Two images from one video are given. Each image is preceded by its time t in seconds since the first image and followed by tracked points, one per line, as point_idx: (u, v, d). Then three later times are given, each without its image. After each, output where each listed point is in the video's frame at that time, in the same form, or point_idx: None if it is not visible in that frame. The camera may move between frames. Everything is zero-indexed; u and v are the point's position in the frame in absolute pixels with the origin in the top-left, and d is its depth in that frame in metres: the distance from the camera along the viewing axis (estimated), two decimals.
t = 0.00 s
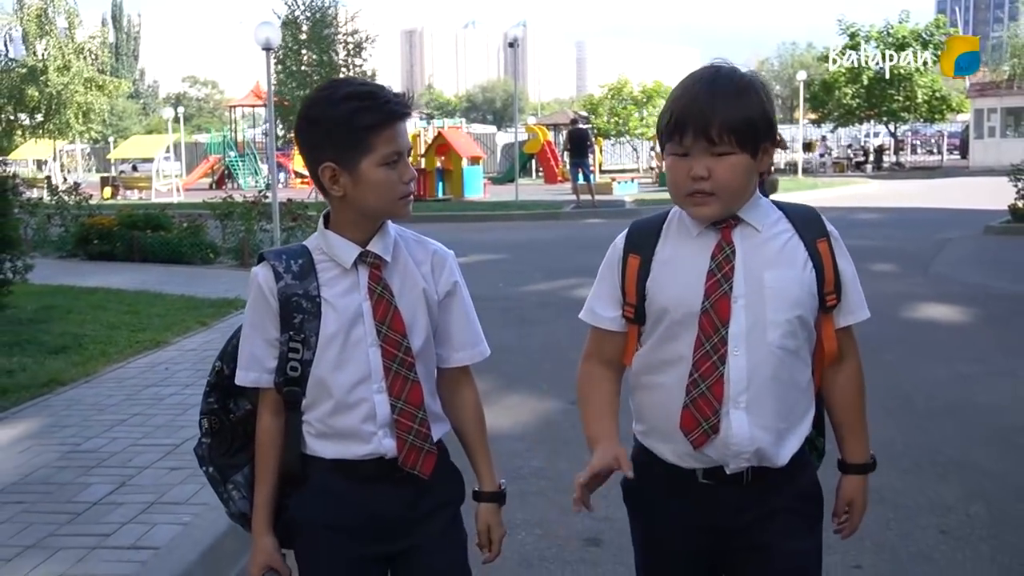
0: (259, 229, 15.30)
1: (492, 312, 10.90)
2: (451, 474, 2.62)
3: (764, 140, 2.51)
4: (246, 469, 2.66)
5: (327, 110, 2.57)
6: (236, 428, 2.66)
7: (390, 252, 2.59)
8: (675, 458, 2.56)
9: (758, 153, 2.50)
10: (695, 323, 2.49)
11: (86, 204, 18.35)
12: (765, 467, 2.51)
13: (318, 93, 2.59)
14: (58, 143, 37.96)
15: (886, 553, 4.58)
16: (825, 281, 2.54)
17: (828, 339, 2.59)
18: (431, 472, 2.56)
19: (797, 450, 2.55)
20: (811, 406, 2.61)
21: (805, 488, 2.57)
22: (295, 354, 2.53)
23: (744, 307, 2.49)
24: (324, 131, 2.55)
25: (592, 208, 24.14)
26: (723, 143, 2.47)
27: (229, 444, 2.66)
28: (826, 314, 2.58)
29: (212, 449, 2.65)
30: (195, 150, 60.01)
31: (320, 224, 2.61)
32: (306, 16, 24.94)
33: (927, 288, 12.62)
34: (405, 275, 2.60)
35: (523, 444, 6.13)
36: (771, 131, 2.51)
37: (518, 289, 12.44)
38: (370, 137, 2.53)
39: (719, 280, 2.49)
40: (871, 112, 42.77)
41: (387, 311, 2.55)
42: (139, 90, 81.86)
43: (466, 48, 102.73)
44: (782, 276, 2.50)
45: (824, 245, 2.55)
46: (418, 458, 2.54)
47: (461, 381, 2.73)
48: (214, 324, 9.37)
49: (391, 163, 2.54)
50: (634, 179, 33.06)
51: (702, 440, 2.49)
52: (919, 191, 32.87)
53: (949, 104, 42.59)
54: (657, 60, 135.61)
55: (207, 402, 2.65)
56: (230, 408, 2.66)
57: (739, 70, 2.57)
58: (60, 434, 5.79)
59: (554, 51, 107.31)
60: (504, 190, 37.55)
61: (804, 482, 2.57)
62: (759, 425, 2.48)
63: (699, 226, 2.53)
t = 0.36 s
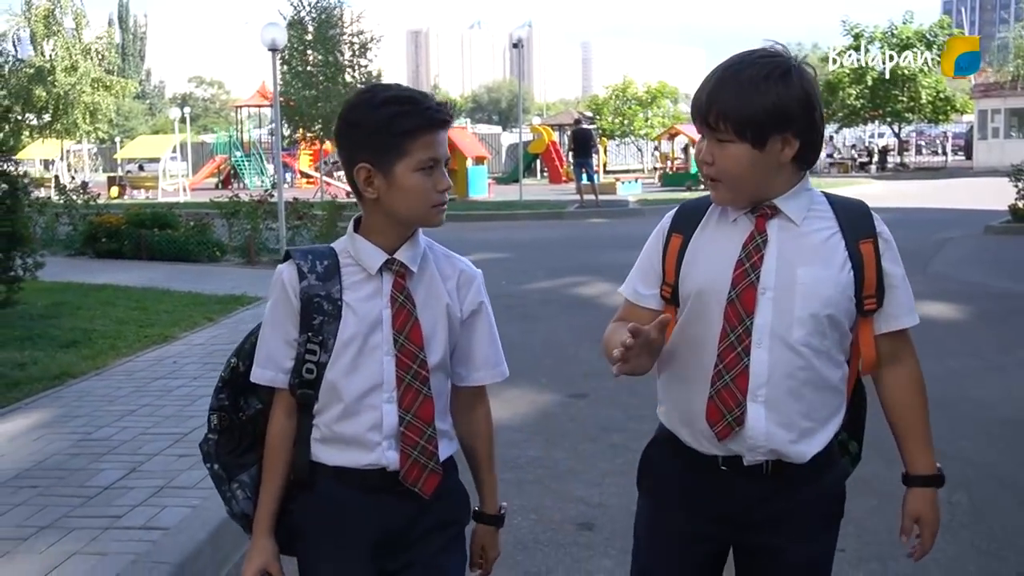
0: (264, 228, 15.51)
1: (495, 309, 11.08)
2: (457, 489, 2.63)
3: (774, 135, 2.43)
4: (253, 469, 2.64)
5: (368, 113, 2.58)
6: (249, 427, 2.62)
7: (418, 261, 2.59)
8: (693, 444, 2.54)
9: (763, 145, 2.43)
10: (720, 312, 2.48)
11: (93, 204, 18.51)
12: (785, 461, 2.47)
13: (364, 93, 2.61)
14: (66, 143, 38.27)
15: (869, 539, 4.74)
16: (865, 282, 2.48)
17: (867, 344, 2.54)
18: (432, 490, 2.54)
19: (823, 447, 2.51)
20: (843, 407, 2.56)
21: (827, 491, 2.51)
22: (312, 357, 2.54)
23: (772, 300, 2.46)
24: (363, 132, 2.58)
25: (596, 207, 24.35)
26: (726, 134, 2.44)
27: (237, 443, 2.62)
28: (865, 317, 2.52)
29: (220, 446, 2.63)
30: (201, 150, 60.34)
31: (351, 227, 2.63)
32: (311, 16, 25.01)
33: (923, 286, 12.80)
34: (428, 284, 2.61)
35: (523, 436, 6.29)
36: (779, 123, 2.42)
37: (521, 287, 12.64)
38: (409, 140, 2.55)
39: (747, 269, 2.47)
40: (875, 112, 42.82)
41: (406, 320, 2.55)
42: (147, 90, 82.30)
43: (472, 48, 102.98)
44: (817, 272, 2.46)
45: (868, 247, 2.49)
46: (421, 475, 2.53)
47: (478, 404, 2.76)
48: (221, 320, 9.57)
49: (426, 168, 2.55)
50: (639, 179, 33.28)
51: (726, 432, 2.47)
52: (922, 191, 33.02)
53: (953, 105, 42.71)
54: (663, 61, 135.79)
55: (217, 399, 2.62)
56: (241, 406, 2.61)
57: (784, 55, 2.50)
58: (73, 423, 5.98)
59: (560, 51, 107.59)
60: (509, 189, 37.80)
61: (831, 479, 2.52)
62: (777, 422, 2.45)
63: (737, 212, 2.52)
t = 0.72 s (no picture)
0: (270, 228, 15.67)
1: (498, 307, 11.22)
2: (465, 484, 2.61)
3: (759, 141, 2.44)
4: (268, 450, 2.66)
5: (411, 101, 2.55)
6: (269, 408, 2.64)
7: (449, 256, 2.56)
8: (673, 450, 2.57)
9: (746, 152, 2.45)
10: (699, 321, 2.51)
11: (100, 204, 18.65)
12: (766, 469, 2.50)
13: (411, 82, 2.59)
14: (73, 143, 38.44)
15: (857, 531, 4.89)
16: (846, 291, 2.48)
17: (848, 353, 2.54)
18: (437, 488, 2.51)
19: (804, 453, 2.53)
20: (823, 414, 2.58)
21: (808, 496, 2.55)
22: (334, 338, 2.53)
23: (748, 308, 2.48)
24: (402, 120, 2.55)
25: (600, 208, 24.49)
26: (708, 140, 2.47)
27: (259, 419, 2.65)
28: (846, 326, 2.52)
29: (243, 424, 2.65)
30: (207, 150, 60.52)
31: (386, 213, 2.61)
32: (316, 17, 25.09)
33: (920, 286, 12.95)
34: (457, 280, 2.57)
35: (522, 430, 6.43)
36: (763, 125, 2.43)
37: (524, 286, 12.77)
38: (445, 133, 2.50)
39: (724, 278, 2.50)
40: (880, 113, 42.79)
41: (429, 311, 2.52)
42: (153, 90, 82.50)
43: (477, 48, 103.08)
44: (794, 282, 2.47)
45: (848, 255, 2.49)
46: (426, 471, 2.50)
47: (509, 409, 2.60)
48: (227, 317, 9.72)
49: (456, 165, 2.50)
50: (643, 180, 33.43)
51: (703, 440, 2.49)
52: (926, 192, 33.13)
53: (957, 106, 42.79)
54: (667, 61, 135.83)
55: (246, 377, 2.65)
56: (269, 387, 2.64)
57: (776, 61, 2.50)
58: (83, 416, 6.13)
59: (565, 52, 107.75)
60: (514, 190, 37.96)
61: (813, 486, 2.56)
62: (753, 429, 2.47)
63: (720, 217, 2.55)
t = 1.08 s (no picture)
0: (277, 228, 15.82)
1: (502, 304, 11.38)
2: (477, 484, 2.63)
3: (711, 123, 2.45)
4: (281, 454, 2.69)
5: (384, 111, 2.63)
6: (281, 413, 2.66)
7: (453, 257, 2.60)
8: (650, 463, 2.48)
9: (704, 136, 2.44)
10: (665, 320, 2.43)
11: (107, 204, 18.85)
12: (743, 469, 2.43)
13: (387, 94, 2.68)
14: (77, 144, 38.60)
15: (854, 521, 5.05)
16: (803, 271, 2.46)
17: (812, 331, 2.53)
18: (451, 488, 2.54)
19: (778, 447, 2.48)
20: (792, 404, 2.55)
21: (787, 494, 2.50)
22: (341, 341, 2.56)
23: (714, 300, 2.42)
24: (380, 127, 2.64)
25: (603, 208, 24.65)
26: (664, 131, 2.44)
27: (273, 425, 2.67)
28: (806, 305, 2.51)
29: (257, 430, 2.69)
30: (210, 151, 60.66)
31: (388, 217, 2.63)
32: (321, 18, 25.35)
33: (919, 285, 13.12)
34: (463, 282, 2.61)
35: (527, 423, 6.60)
36: (713, 108, 2.44)
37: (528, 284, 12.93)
38: (409, 135, 2.57)
39: (685, 274, 2.43)
40: (882, 115, 42.85)
41: (435, 313, 2.55)
42: (157, 90, 82.68)
43: (479, 50, 103.23)
44: (755, 269, 2.43)
45: (801, 233, 2.48)
46: (441, 472, 2.53)
47: (515, 409, 2.68)
48: (237, 315, 9.87)
49: (416, 165, 2.56)
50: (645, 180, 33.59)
51: (684, 443, 2.41)
52: (927, 193, 33.28)
53: (959, 108, 42.93)
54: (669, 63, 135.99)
55: (259, 383, 2.68)
56: (281, 392, 2.66)
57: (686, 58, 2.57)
58: (101, 409, 6.30)
59: (568, 54, 107.95)
60: (517, 191, 38.14)
61: (788, 484, 2.50)
62: (735, 426, 2.41)
63: (666, 219, 2.49)
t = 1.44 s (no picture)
0: (285, 227, 15.95)
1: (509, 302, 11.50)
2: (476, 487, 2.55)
3: (721, 121, 2.42)
4: (262, 472, 2.61)
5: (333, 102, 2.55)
6: (259, 430, 2.59)
7: (420, 247, 2.51)
8: (660, 466, 2.45)
9: (712, 132, 2.41)
10: (674, 322, 2.38)
11: (115, 204, 19.00)
12: (754, 470, 2.42)
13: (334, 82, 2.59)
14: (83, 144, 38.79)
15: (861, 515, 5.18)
16: (812, 270, 2.46)
17: (816, 329, 2.52)
18: (443, 487, 2.44)
19: (787, 449, 2.45)
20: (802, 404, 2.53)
21: (798, 492, 2.46)
22: (315, 348, 2.46)
23: (726, 301, 2.39)
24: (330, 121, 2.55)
25: (607, 207, 24.75)
26: (672, 123, 2.41)
27: (251, 443, 2.59)
28: (812, 306, 2.50)
29: (234, 449, 2.61)
30: (214, 151, 60.82)
31: (348, 214, 2.55)
32: (326, 19, 25.45)
33: (923, 282, 13.25)
34: (433, 273, 2.52)
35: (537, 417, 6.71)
36: (725, 103, 2.40)
37: (534, 282, 13.06)
38: (365, 125, 2.49)
39: (696, 274, 2.39)
40: (885, 114, 42.88)
41: (409, 306, 2.46)
42: (160, 91, 82.87)
43: (482, 49, 103.34)
44: (765, 267, 2.42)
45: (807, 233, 2.48)
46: (429, 471, 2.43)
47: (500, 390, 2.64)
48: (249, 313, 10.00)
49: (377, 155, 2.47)
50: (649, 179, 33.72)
51: (691, 446, 2.38)
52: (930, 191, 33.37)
53: (962, 106, 42.90)
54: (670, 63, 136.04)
55: (231, 400, 2.59)
56: (256, 408, 2.58)
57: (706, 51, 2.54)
58: (121, 403, 6.43)
59: (570, 53, 108.12)
60: (521, 190, 38.29)
61: (799, 481, 2.47)
62: (746, 429, 2.38)
63: (674, 217, 2.46)
